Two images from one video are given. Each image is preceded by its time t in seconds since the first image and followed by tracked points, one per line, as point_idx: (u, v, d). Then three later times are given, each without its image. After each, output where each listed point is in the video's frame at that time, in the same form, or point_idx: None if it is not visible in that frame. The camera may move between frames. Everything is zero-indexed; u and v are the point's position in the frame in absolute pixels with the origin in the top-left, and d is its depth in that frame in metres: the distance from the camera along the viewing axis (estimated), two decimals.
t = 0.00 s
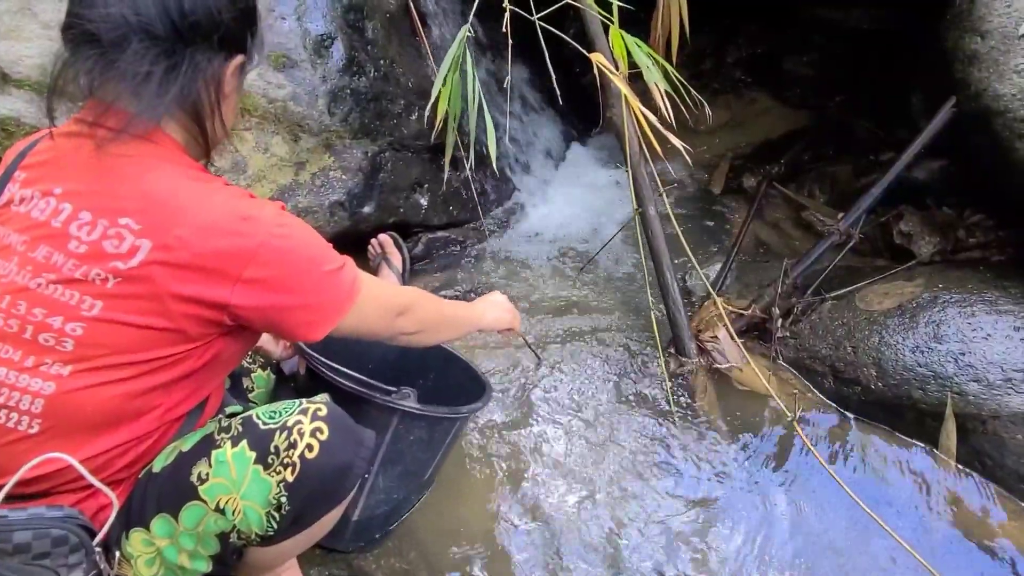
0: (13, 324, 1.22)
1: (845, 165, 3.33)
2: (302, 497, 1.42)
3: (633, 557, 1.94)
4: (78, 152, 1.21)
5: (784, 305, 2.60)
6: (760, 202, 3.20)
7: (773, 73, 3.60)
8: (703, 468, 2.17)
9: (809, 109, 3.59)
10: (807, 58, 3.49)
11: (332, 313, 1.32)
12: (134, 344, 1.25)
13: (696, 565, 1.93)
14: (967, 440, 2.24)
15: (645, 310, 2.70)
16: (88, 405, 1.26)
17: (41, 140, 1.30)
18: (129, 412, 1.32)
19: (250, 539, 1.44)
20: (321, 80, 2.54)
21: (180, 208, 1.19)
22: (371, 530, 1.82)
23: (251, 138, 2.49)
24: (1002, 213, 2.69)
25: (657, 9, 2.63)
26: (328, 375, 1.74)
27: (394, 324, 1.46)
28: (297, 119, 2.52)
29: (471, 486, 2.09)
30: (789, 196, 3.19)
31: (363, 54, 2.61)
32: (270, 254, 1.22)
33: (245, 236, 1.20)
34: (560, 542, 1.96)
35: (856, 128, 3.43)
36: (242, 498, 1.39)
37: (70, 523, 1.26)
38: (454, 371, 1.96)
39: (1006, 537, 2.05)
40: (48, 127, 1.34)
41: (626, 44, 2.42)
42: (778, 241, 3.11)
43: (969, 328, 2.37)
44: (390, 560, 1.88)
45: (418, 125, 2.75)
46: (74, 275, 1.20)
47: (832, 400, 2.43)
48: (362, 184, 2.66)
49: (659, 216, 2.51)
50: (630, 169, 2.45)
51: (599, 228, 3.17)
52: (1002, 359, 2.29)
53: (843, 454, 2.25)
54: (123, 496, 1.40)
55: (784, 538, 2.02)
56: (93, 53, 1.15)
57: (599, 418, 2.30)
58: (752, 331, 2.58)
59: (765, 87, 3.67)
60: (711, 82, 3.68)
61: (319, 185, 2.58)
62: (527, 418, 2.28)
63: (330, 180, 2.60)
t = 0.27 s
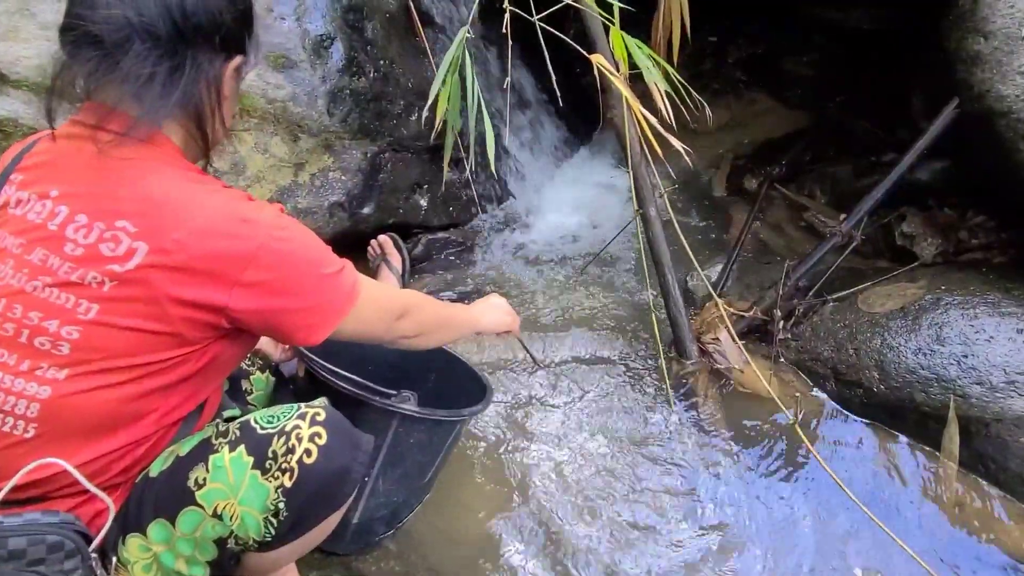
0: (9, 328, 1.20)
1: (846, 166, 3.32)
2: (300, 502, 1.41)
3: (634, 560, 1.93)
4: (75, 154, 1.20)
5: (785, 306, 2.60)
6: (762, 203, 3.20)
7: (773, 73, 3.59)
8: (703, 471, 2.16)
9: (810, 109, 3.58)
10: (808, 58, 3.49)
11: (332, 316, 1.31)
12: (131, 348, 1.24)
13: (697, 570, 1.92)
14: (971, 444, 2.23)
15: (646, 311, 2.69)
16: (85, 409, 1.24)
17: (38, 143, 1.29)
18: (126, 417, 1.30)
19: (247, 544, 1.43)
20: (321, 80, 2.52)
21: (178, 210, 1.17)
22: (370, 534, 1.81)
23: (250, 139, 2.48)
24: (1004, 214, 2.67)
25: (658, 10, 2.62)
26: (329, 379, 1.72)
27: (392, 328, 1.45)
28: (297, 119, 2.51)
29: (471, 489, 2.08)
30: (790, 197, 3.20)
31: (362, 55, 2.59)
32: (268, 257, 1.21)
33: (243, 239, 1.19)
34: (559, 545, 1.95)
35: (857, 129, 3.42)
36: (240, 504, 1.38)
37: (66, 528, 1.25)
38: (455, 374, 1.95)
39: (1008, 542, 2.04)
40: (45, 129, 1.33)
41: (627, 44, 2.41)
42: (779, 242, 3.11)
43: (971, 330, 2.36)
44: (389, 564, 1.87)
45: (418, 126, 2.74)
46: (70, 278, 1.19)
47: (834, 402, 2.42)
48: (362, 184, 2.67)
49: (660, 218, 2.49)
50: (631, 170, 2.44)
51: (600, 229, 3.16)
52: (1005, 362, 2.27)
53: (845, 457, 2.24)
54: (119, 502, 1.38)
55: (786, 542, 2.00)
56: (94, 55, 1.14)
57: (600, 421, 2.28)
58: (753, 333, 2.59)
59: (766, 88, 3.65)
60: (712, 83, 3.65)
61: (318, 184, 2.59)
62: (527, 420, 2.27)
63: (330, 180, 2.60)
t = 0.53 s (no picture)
0: (5, 330, 1.19)
1: (849, 166, 3.30)
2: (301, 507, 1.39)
3: (638, 562, 1.91)
4: (72, 154, 1.18)
5: (789, 307, 2.58)
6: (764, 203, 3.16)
7: (776, 72, 3.56)
8: (707, 474, 2.14)
9: (813, 109, 3.56)
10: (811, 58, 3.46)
11: (332, 318, 1.29)
12: (129, 350, 1.22)
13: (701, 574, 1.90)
14: (977, 446, 2.20)
15: (649, 312, 2.67)
16: (82, 412, 1.23)
17: (35, 142, 1.27)
18: (123, 420, 1.28)
19: (247, 550, 1.41)
20: (322, 79, 2.50)
21: (176, 210, 1.15)
22: (372, 538, 1.79)
23: (250, 138, 2.46)
24: (1009, 214, 2.65)
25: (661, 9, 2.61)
26: (331, 380, 1.71)
27: (392, 329, 1.43)
28: (297, 119, 2.49)
29: (473, 491, 2.06)
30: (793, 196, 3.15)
31: (363, 53, 2.58)
32: (268, 258, 1.19)
33: (242, 240, 1.17)
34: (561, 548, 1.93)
35: (860, 128, 3.40)
36: (239, 509, 1.36)
37: (62, 534, 1.23)
38: (457, 375, 1.93)
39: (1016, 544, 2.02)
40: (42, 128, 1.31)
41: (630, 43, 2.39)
42: (782, 242, 3.07)
43: (977, 331, 2.35)
44: (391, 567, 1.85)
45: (419, 125, 2.72)
46: (67, 279, 1.17)
47: (839, 403, 2.41)
48: (363, 184, 2.65)
49: (662, 218, 2.48)
50: (634, 169, 2.42)
51: (602, 228, 3.14)
52: (1012, 363, 2.26)
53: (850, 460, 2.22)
54: (116, 507, 1.36)
55: (791, 546, 1.98)
56: (89, 53, 1.12)
57: (603, 422, 2.26)
58: (757, 334, 2.57)
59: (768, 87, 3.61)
60: (713, 82, 3.62)
61: (319, 184, 2.57)
62: (529, 422, 2.25)
63: (330, 180, 2.59)
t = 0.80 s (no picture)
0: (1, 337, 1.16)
1: (854, 166, 3.28)
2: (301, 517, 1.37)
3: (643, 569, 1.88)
4: (69, 157, 1.16)
5: (794, 309, 2.56)
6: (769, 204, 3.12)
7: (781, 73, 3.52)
8: (713, 478, 2.11)
9: (818, 108, 3.53)
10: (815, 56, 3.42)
11: (333, 324, 1.26)
12: (126, 358, 1.20)
13: None
14: (987, 451, 2.17)
15: (653, 314, 2.64)
16: (79, 421, 1.20)
17: (32, 145, 1.24)
18: (121, 429, 1.26)
19: (246, 561, 1.40)
20: (322, 79, 2.48)
21: (174, 215, 1.13)
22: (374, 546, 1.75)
23: (250, 139, 2.44)
24: (1017, 215, 2.62)
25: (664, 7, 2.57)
26: (333, 386, 1.68)
27: (394, 334, 1.40)
28: (297, 119, 2.47)
29: (476, 496, 2.03)
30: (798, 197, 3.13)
31: (364, 53, 2.55)
32: (268, 264, 1.17)
33: (241, 246, 1.15)
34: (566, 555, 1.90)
35: (865, 128, 3.37)
36: (238, 520, 1.34)
37: (57, 546, 1.20)
38: (460, 379, 1.90)
39: None
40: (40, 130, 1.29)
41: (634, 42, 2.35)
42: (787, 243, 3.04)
43: (987, 334, 2.31)
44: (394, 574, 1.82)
45: (421, 125, 2.69)
46: (64, 286, 1.15)
47: (846, 406, 2.38)
48: (365, 184, 2.62)
49: (667, 219, 2.45)
50: (637, 170, 2.39)
51: (605, 228, 3.12)
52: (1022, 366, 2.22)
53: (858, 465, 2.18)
54: (112, 518, 1.33)
55: (800, 553, 1.95)
56: (85, 55, 1.10)
57: (607, 426, 2.24)
58: (761, 337, 2.56)
59: (771, 87, 3.59)
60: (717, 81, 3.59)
61: (319, 185, 2.54)
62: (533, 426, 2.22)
63: (331, 181, 2.56)
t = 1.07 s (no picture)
0: None
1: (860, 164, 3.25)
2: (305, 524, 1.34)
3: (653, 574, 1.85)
4: (67, 156, 1.13)
5: (802, 309, 2.53)
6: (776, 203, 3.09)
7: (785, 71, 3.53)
8: (721, 481, 2.08)
9: (823, 106, 3.51)
10: (820, 54, 3.43)
11: (337, 327, 1.24)
12: (126, 362, 1.17)
13: None
14: (998, 453, 2.15)
15: (658, 314, 2.62)
16: (79, 426, 1.18)
17: (30, 143, 1.22)
18: (121, 434, 1.24)
19: (248, 568, 1.37)
20: (324, 77, 2.46)
21: (175, 216, 1.10)
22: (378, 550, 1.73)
23: (251, 137, 2.41)
24: None
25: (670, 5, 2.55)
26: (336, 389, 1.65)
27: (400, 336, 1.38)
28: (299, 118, 2.44)
29: (480, 500, 2.01)
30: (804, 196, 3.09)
31: (366, 51, 2.53)
32: (270, 266, 1.14)
33: (243, 247, 1.12)
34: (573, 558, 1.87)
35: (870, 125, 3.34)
36: (240, 527, 1.31)
37: (55, 554, 1.18)
38: (466, 382, 1.88)
39: None
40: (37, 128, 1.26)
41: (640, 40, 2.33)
42: (793, 243, 3.01)
43: (998, 335, 2.30)
44: None
45: (424, 124, 2.67)
46: (63, 288, 1.12)
47: (854, 408, 2.35)
48: (367, 184, 2.57)
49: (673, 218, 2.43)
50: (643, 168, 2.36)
51: (609, 228, 3.09)
52: None
53: (867, 467, 2.16)
54: (112, 524, 1.31)
55: (810, 556, 1.92)
56: (83, 52, 1.07)
57: (613, 428, 2.21)
58: (769, 337, 2.51)
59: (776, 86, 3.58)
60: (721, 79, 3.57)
61: (322, 185, 2.50)
62: (538, 428, 2.19)
63: (333, 180, 2.52)
